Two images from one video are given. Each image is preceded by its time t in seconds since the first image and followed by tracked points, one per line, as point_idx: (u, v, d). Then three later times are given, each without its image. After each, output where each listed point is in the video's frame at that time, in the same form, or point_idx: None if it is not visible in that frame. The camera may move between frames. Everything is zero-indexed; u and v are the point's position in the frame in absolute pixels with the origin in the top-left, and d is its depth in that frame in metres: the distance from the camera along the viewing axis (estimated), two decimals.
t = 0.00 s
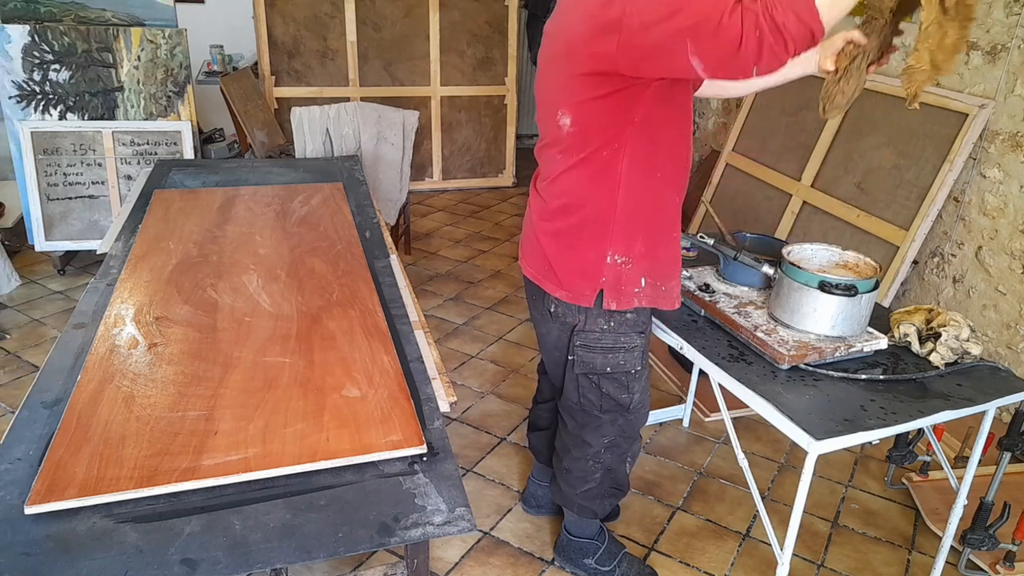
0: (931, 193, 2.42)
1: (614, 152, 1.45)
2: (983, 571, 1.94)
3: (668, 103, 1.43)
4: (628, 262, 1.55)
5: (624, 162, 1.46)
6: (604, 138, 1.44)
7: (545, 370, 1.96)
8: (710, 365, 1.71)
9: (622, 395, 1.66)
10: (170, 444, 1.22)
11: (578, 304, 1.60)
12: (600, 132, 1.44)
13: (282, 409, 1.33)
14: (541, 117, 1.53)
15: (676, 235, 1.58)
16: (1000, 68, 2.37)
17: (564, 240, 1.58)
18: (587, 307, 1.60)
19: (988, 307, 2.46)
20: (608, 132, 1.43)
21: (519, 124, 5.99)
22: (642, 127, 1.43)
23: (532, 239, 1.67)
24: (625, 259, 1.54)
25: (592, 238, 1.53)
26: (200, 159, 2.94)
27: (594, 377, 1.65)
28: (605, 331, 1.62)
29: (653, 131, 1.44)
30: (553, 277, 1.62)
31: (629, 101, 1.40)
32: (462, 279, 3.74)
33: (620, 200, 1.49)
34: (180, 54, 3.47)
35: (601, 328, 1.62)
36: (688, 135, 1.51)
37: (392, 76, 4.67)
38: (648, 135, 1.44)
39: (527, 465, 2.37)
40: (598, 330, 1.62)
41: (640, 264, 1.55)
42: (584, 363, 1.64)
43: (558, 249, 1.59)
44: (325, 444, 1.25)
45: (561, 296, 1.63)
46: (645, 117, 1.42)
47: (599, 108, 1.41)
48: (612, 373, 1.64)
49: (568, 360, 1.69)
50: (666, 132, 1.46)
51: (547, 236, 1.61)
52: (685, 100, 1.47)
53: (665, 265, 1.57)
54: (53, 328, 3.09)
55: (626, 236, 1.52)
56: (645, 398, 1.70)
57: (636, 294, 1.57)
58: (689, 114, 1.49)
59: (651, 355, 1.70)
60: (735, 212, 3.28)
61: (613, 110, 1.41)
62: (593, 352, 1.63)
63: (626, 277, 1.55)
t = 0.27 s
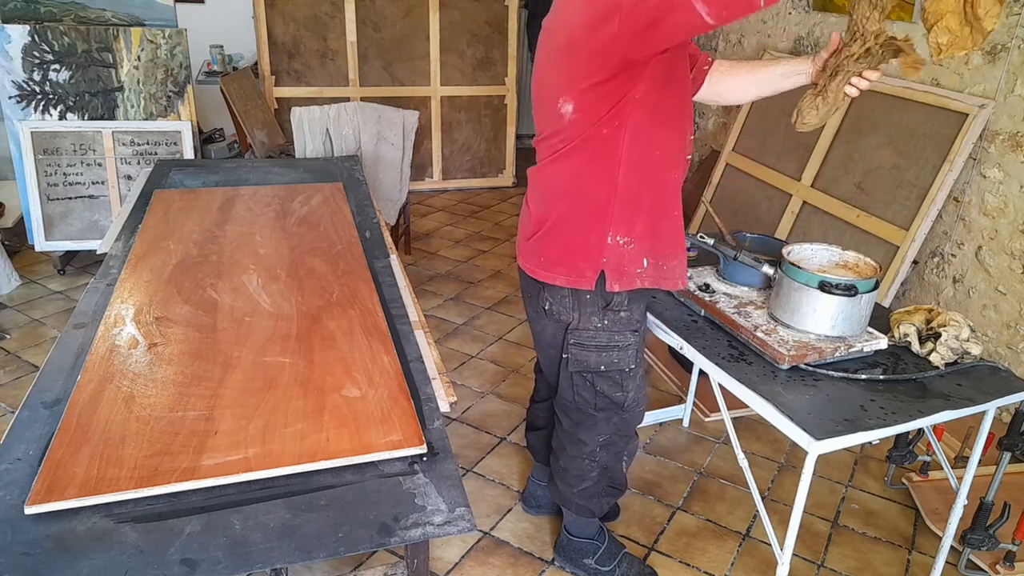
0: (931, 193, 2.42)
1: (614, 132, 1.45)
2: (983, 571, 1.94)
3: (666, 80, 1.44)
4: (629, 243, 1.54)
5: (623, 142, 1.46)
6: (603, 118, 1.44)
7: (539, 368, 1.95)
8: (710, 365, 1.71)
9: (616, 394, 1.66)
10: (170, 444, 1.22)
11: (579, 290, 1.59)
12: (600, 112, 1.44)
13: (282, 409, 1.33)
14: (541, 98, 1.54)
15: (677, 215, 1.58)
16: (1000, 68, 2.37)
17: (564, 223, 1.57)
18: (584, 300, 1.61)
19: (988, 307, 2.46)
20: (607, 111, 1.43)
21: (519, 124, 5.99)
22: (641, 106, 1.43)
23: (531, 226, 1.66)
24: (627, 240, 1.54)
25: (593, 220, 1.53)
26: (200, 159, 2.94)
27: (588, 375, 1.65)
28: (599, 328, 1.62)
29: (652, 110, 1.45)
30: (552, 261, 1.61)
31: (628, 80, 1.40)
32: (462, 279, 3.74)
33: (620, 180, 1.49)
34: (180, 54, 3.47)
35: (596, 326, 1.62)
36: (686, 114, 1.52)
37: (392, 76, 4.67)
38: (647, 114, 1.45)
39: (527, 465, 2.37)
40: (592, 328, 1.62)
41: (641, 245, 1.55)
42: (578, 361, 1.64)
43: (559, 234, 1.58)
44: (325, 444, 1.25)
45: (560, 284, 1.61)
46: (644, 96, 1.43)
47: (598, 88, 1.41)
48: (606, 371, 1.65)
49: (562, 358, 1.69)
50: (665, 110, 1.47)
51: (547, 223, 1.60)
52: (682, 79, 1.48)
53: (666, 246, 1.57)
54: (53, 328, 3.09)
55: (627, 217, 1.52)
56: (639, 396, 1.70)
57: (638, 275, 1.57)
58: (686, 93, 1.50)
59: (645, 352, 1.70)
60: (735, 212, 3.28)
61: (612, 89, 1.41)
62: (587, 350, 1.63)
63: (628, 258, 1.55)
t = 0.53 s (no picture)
0: (931, 193, 2.42)
1: (611, 124, 1.45)
2: (983, 571, 1.94)
3: (662, 72, 1.44)
4: (627, 235, 1.54)
5: (621, 135, 1.46)
6: (600, 111, 1.44)
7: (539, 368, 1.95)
8: (710, 365, 1.71)
9: (614, 393, 1.66)
10: (170, 444, 1.22)
11: (578, 284, 1.59)
12: (596, 105, 1.44)
13: (282, 409, 1.33)
14: (539, 93, 1.54)
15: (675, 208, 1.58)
16: (1000, 68, 2.37)
17: (563, 218, 1.57)
18: (582, 298, 1.61)
19: (988, 307, 2.46)
20: (604, 104, 1.43)
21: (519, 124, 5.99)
22: (638, 99, 1.43)
23: (529, 222, 1.66)
24: (624, 233, 1.54)
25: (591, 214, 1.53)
26: (200, 159, 2.94)
27: (586, 375, 1.65)
28: (597, 328, 1.62)
29: (649, 102, 1.45)
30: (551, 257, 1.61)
31: (625, 73, 1.40)
32: (462, 279, 3.74)
33: (618, 174, 1.49)
34: (180, 54, 3.47)
35: (593, 326, 1.62)
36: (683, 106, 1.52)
37: (392, 76, 4.67)
38: (644, 106, 1.44)
39: (527, 465, 2.37)
40: (590, 327, 1.62)
41: (639, 237, 1.55)
42: (576, 361, 1.64)
43: (556, 229, 1.58)
44: (325, 444, 1.25)
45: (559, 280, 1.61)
46: (641, 88, 1.42)
47: (595, 81, 1.41)
48: (604, 371, 1.65)
49: (560, 358, 1.69)
50: (662, 102, 1.47)
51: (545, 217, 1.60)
52: (679, 71, 1.48)
53: (664, 238, 1.57)
54: (53, 328, 3.09)
55: (624, 209, 1.52)
56: (637, 396, 1.70)
57: (636, 267, 1.57)
58: (683, 84, 1.50)
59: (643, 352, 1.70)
60: (735, 212, 3.28)
61: (609, 82, 1.41)
62: (584, 350, 1.63)
63: (626, 251, 1.55)
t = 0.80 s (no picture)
0: (931, 193, 2.42)
1: (609, 124, 1.45)
2: (983, 571, 1.94)
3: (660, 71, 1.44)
4: (626, 235, 1.54)
5: (619, 134, 1.46)
6: (598, 110, 1.44)
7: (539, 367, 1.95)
8: (710, 365, 1.71)
9: (614, 393, 1.66)
10: (170, 444, 1.22)
11: (578, 285, 1.59)
12: (594, 104, 1.44)
13: (282, 409, 1.33)
14: (537, 92, 1.53)
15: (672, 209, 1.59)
16: (1000, 68, 2.37)
17: (562, 218, 1.57)
18: (581, 298, 1.61)
19: (988, 307, 2.46)
20: (602, 103, 1.43)
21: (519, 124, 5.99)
22: (635, 98, 1.43)
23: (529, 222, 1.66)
24: (624, 232, 1.54)
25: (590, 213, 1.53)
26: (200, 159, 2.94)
27: (586, 374, 1.65)
28: (596, 328, 1.62)
29: (647, 101, 1.45)
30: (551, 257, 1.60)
31: (622, 72, 1.40)
32: (462, 279, 3.74)
33: (616, 174, 1.49)
34: (180, 54, 3.47)
35: (593, 326, 1.62)
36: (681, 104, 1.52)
37: (392, 76, 4.67)
38: (642, 105, 1.44)
39: (527, 465, 2.37)
40: (589, 327, 1.62)
41: (638, 236, 1.56)
42: (575, 361, 1.64)
43: (556, 229, 1.58)
44: (325, 444, 1.25)
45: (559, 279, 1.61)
46: (639, 87, 1.42)
47: (593, 80, 1.41)
48: (604, 370, 1.65)
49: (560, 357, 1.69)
50: (660, 101, 1.47)
51: (544, 218, 1.60)
52: (677, 69, 1.47)
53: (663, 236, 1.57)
54: (53, 328, 3.09)
55: (623, 209, 1.52)
56: (638, 396, 1.70)
57: (636, 264, 1.57)
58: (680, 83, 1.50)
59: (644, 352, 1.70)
60: (736, 212, 3.28)
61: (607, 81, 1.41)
62: (584, 349, 1.63)
63: (626, 250, 1.55)
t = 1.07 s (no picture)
0: (931, 193, 2.42)
1: (608, 125, 1.45)
2: (983, 571, 1.94)
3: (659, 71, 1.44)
4: (626, 236, 1.55)
5: (618, 134, 1.46)
6: (597, 111, 1.44)
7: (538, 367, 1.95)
8: (710, 365, 1.71)
9: (613, 392, 1.67)
10: (170, 444, 1.22)
11: (578, 286, 1.59)
12: (593, 105, 1.44)
13: (282, 409, 1.33)
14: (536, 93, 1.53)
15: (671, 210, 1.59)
16: (1000, 68, 2.37)
17: (562, 219, 1.57)
18: (581, 298, 1.61)
19: (988, 307, 2.46)
20: (601, 103, 1.43)
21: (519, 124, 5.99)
22: (634, 98, 1.43)
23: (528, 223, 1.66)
24: (623, 233, 1.54)
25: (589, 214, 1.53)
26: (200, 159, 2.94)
27: (585, 374, 1.65)
28: (596, 328, 1.63)
29: (645, 101, 1.45)
30: (550, 258, 1.60)
31: (620, 72, 1.40)
32: (462, 279, 3.74)
33: (615, 175, 1.49)
34: (180, 54, 3.47)
35: (593, 326, 1.63)
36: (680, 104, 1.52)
37: (392, 76, 4.67)
38: (640, 105, 1.44)
39: (527, 465, 2.37)
40: (589, 327, 1.62)
41: (637, 237, 1.56)
42: (575, 361, 1.64)
43: (555, 230, 1.58)
44: (325, 444, 1.25)
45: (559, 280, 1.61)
46: (637, 87, 1.43)
47: (591, 80, 1.41)
48: (603, 370, 1.65)
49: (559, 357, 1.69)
50: (658, 101, 1.47)
51: (543, 219, 1.60)
52: (675, 69, 1.47)
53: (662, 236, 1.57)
54: (53, 328, 3.09)
55: (623, 209, 1.52)
56: (638, 396, 1.71)
57: (635, 265, 1.57)
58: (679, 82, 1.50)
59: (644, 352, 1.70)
60: (736, 212, 3.28)
61: (605, 81, 1.41)
62: (584, 349, 1.63)
63: (625, 251, 1.55)
